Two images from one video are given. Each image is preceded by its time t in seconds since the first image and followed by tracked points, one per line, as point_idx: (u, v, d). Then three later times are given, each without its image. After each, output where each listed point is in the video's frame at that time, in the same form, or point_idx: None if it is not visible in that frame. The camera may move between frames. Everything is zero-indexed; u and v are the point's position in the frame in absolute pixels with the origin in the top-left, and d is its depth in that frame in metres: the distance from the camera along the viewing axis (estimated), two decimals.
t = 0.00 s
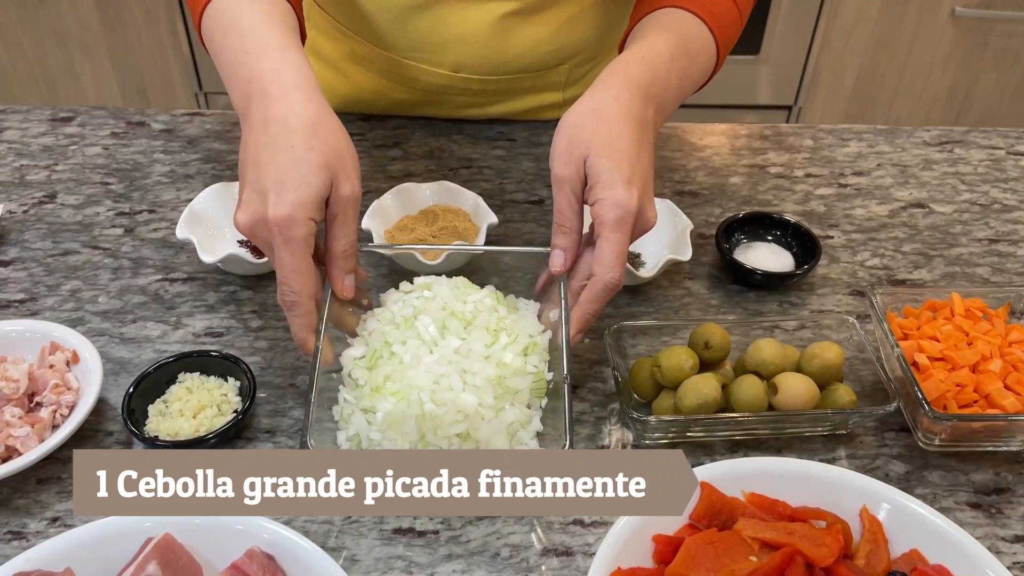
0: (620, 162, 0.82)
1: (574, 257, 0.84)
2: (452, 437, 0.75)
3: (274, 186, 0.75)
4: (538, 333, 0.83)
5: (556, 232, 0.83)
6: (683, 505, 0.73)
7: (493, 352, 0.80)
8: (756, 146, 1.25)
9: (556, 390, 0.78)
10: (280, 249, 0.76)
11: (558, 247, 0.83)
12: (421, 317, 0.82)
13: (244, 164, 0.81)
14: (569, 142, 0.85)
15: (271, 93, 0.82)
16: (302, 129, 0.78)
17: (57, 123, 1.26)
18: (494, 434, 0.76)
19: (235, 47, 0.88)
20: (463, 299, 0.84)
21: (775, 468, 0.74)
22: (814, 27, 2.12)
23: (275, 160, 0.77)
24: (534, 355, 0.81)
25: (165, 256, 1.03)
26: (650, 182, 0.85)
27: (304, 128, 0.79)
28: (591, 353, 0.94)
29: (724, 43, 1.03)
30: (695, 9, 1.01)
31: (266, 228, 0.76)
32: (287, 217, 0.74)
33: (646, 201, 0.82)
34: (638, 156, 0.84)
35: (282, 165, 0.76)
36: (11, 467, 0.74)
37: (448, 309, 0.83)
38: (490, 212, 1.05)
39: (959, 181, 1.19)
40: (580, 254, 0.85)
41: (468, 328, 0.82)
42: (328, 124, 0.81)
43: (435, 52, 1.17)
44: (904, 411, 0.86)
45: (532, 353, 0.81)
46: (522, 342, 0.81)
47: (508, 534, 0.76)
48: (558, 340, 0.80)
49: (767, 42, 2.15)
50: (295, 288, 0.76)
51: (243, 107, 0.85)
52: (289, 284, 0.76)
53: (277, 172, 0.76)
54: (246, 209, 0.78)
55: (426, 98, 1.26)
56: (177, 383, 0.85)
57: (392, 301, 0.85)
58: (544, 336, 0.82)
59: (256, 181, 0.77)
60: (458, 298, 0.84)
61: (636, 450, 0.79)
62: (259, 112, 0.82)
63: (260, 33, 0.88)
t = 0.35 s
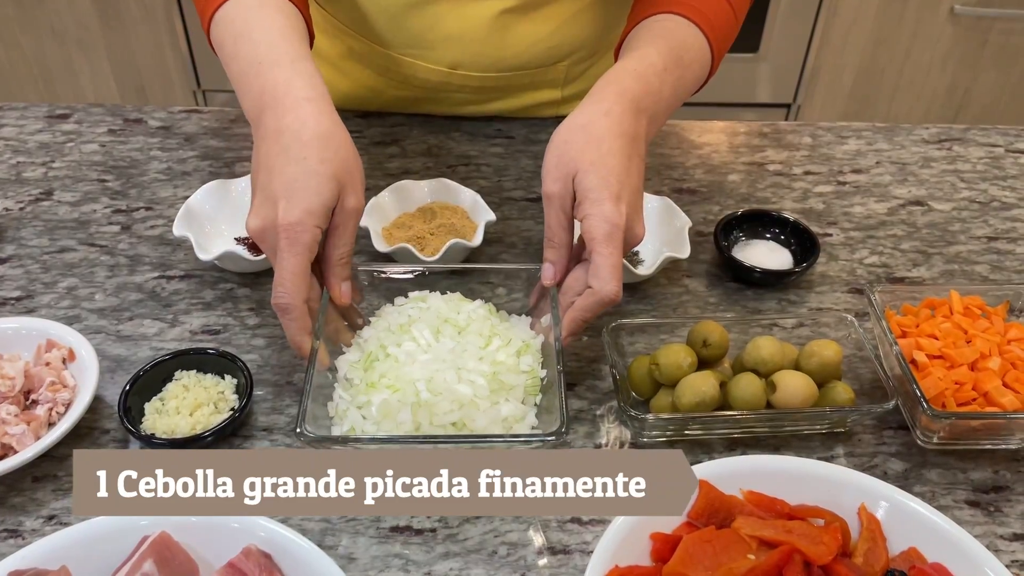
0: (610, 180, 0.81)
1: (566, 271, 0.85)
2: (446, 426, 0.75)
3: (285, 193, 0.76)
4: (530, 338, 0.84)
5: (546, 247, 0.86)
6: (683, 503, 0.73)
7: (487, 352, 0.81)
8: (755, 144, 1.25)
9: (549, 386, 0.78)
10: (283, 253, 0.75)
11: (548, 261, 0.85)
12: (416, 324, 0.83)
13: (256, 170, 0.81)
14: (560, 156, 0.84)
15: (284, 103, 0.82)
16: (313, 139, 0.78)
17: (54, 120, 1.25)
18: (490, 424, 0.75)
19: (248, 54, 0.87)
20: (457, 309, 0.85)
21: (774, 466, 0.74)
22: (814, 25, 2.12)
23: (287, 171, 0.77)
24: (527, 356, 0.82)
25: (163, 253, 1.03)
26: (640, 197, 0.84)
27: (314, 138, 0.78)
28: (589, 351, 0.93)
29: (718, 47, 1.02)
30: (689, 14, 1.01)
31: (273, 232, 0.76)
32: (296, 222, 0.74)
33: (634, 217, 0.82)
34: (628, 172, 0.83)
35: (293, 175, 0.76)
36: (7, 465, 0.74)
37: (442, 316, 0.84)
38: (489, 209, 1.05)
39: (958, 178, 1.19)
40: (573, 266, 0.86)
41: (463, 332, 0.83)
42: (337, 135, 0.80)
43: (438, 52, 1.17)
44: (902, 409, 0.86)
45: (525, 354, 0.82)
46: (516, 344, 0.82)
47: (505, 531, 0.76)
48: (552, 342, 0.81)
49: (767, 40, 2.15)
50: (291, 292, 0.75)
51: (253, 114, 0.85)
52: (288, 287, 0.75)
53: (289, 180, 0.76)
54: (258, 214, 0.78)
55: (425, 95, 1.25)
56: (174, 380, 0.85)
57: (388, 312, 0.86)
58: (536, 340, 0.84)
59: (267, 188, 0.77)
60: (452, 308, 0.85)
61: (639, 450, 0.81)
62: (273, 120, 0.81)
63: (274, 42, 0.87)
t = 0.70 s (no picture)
0: (683, 54, 0.88)
1: (625, 142, 0.90)
2: (421, 424, 0.75)
3: (461, 86, 0.67)
4: (509, 335, 0.84)
5: (609, 119, 0.90)
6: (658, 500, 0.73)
7: (464, 351, 0.81)
8: (739, 142, 1.25)
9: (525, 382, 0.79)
10: (483, 157, 0.64)
11: (611, 132, 0.89)
12: (393, 322, 0.83)
13: (388, 96, 0.69)
14: (633, 33, 0.91)
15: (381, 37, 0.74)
16: (446, 46, 0.72)
17: (38, 117, 1.25)
18: (465, 421, 0.75)
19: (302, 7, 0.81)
20: (435, 306, 0.85)
21: (747, 462, 0.75)
22: (807, 23, 2.12)
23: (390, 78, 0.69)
24: (504, 353, 0.82)
25: (144, 251, 1.03)
26: (707, 73, 0.90)
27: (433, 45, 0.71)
28: (568, 349, 0.94)
29: None
30: None
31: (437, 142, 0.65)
32: (493, 115, 0.64)
33: (700, 93, 0.89)
34: (698, 54, 0.90)
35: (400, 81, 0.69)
36: None
37: (420, 313, 0.84)
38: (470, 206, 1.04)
39: (941, 176, 1.19)
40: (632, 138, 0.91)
41: (440, 330, 0.83)
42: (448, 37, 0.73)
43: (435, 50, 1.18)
44: (878, 406, 0.86)
45: (503, 352, 0.82)
46: (493, 342, 0.82)
47: (481, 529, 0.76)
48: (529, 342, 0.82)
49: (760, 38, 2.15)
50: (520, 202, 0.63)
51: (356, 42, 0.75)
52: (507, 195, 0.62)
53: (466, 87, 0.67)
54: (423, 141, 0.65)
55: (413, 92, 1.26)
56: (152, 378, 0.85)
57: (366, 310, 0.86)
58: (515, 337, 0.83)
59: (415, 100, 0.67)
60: (429, 304, 0.85)
61: (617, 450, 0.82)
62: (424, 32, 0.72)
63: None
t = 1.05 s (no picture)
0: None
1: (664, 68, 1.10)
2: (355, 415, 0.74)
3: (578, 264, 0.69)
4: (450, 326, 0.84)
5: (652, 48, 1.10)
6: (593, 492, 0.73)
7: (403, 341, 0.81)
8: (700, 135, 1.25)
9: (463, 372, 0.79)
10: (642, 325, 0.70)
11: (652, 62, 1.10)
12: (333, 313, 0.83)
13: (552, 256, 0.69)
14: None
15: (477, 162, 0.70)
16: (536, 160, 0.72)
17: None
18: (400, 412, 0.75)
19: (375, 82, 0.71)
20: (377, 298, 0.85)
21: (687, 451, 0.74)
22: (791, 19, 2.11)
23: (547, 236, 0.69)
24: (444, 345, 0.81)
25: (94, 243, 1.02)
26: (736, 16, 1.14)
27: (550, 180, 0.72)
28: (516, 341, 0.93)
29: None
30: None
31: (587, 309, 0.69)
32: (650, 289, 0.70)
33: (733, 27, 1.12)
34: None
35: (549, 239, 0.70)
36: None
37: (361, 304, 0.84)
38: (422, 199, 1.04)
39: (899, 169, 1.19)
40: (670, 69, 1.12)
41: (380, 321, 0.83)
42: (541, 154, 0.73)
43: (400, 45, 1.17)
44: (821, 397, 0.86)
45: (442, 343, 0.82)
46: (433, 333, 0.82)
47: (416, 520, 0.76)
48: (467, 331, 0.82)
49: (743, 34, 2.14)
50: (681, 366, 0.70)
51: (456, 163, 0.70)
52: (666, 359, 0.69)
53: (595, 239, 0.70)
54: (545, 282, 0.70)
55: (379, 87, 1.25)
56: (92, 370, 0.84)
57: (307, 300, 0.85)
58: (455, 329, 0.84)
59: (583, 269, 0.69)
60: (371, 297, 0.85)
61: (564, 449, 0.81)
62: (522, 151, 0.71)
63: (401, 61, 0.71)
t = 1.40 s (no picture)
0: None
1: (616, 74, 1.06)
2: (262, 407, 0.73)
3: (475, 258, 0.66)
4: (368, 318, 0.83)
5: (604, 53, 1.05)
6: (502, 484, 0.72)
7: (318, 333, 0.80)
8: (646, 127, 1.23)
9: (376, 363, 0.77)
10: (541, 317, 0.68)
11: (603, 67, 1.04)
12: (248, 305, 0.82)
13: (447, 252, 0.66)
14: None
15: (369, 159, 0.67)
16: (432, 151, 0.69)
17: None
18: (308, 405, 0.73)
19: (267, 85, 0.68)
20: (294, 290, 0.84)
21: (600, 442, 0.73)
22: (770, 15, 2.09)
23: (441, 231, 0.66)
24: (359, 336, 0.80)
25: (22, 235, 1.01)
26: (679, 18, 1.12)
27: (447, 173, 0.69)
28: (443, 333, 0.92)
29: None
30: None
31: (482, 303, 0.66)
32: (551, 281, 0.68)
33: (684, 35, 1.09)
34: None
35: (442, 234, 0.66)
36: None
37: (278, 296, 0.83)
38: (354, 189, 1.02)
39: (845, 161, 1.18)
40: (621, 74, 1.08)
41: (296, 313, 0.82)
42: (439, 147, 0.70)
43: (345, 39, 1.15)
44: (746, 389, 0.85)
45: (358, 335, 0.80)
46: (350, 324, 0.81)
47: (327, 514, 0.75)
48: (383, 323, 0.80)
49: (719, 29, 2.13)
50: (580, 361, 0.69)
51: (348, 164, 0.67)
52: (564, 352, 0.68)
53: (494, 232, 0.67)
54: (441, 277, 0.66)
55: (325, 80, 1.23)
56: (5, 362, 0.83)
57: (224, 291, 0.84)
58: (373, 321, 0.82)
59: (480, 262, 0.66)
60: (289, 288, 0.84)
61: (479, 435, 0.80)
62: (418, 146, 0.69)
63: (295, 61, 0.69)
